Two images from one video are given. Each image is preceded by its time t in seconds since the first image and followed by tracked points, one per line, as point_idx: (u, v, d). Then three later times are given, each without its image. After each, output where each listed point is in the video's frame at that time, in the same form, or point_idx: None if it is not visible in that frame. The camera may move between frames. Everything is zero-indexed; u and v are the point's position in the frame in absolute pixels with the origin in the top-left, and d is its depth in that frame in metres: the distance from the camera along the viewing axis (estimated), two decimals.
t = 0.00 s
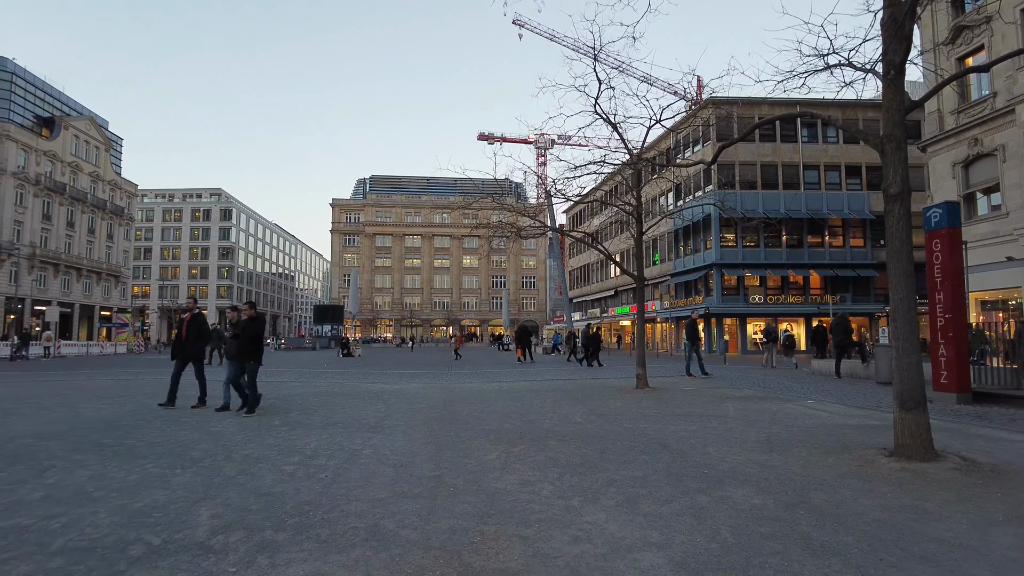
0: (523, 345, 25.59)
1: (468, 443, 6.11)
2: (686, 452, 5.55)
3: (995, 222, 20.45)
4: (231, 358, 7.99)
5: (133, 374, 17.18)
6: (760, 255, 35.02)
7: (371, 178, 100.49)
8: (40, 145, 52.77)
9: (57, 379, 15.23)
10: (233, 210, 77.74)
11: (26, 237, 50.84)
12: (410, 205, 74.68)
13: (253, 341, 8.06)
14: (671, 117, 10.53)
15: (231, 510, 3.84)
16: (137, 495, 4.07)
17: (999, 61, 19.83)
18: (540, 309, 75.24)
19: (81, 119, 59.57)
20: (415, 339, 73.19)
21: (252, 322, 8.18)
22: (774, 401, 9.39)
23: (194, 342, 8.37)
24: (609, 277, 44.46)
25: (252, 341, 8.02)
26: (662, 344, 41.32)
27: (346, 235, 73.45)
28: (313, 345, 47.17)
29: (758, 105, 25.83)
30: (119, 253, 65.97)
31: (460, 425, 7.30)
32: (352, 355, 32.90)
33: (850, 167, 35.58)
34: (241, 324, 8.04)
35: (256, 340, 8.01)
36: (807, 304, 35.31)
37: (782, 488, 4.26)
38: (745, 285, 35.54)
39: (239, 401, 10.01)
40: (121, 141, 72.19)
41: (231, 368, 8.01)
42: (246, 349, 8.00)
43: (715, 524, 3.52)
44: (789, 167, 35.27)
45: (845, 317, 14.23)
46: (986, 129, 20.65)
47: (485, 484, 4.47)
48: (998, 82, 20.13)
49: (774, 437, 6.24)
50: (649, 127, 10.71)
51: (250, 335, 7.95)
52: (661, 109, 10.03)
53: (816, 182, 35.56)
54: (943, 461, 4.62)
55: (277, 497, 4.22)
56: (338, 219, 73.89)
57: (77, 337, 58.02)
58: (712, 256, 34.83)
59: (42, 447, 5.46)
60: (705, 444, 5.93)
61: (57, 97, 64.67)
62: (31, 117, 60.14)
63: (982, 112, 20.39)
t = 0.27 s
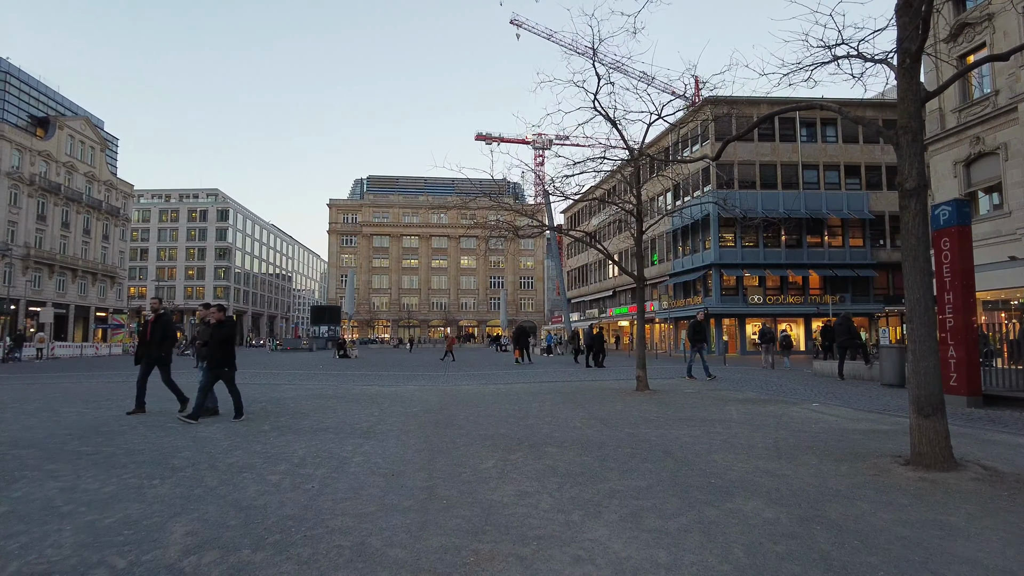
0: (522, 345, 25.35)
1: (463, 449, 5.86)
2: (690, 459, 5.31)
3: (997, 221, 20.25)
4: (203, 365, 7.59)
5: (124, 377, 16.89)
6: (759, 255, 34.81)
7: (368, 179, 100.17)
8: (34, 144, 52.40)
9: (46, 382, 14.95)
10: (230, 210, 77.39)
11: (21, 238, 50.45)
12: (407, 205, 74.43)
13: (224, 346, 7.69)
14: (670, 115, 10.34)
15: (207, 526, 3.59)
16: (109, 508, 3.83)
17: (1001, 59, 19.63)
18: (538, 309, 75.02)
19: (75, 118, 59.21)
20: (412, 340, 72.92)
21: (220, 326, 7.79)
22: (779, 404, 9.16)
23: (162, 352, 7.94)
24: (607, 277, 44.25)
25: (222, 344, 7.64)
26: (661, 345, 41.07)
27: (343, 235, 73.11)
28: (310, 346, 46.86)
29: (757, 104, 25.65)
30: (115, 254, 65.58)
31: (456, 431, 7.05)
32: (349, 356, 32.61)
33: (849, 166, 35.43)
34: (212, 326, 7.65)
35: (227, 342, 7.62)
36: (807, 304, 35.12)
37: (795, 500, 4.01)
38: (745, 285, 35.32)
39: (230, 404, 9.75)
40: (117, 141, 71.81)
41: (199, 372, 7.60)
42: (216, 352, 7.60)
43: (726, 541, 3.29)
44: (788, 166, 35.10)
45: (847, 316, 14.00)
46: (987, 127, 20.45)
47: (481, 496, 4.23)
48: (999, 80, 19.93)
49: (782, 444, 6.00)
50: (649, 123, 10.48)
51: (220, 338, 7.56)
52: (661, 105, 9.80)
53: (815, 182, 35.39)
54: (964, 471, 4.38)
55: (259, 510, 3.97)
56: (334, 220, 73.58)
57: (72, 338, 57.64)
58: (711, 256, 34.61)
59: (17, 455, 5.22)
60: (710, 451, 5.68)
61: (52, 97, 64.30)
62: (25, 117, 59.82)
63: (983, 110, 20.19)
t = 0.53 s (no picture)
0: (522, 345, 25.15)
1: (462, 452, 5.63)
2: (699, 463, 5.08)
3: (1002, 220, 20.03)
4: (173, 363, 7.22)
5: (120, 377, 16.68)
6: (761, 255, 34.59)
7: (368, 178, 99.97)
8: (32, 143, 52.17)
9: (39, 381, 14.74)
10: (229, 210, 77.14)
11: (18, 237, 50.21)
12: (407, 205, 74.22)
13: (193, 341, 7.32)
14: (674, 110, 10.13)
15: (187, 535, 3.36)
16: (84, 516, 3.60)
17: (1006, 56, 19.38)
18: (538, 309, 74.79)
19: (74, 117, 59.00)
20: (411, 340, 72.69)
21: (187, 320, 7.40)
22: (785, 405, 8.94)
23: (128, 353, 7.48)
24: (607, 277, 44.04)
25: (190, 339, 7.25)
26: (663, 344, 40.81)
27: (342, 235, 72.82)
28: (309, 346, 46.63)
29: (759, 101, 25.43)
30: (114, 253, 65.34)
31: (453, 432, 6.82)
32: (348, 356, 32.39)
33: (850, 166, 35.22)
34: (178, 321, 7.26)
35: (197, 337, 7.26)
36: (809, 304, 34.88)
37: (812, 508, 3.78)
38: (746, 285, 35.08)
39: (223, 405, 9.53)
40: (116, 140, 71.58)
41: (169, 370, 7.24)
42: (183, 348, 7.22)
43: (743, 553, 3.06)
44: (789, 165, 34.89)
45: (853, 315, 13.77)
46: (992, 125, 20.20)
47: (480, 501, 4.01)
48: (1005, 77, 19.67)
49: (793, 447, 5.78)
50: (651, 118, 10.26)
51: (189, 334, 7.18)
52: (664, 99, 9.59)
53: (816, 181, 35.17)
54: (989, 476, 4.15)
55: (245, 517, 3.74)
56: (334, 219, 73.33)
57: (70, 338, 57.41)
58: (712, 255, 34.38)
59: None
60: (718, 454, 5.46)
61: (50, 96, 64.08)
62: (23, 115, 59.59)
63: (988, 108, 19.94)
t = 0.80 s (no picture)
0: (523, 344, 24.85)
1: (461, 459, 5.35)
2: (711, 471, 4.80)
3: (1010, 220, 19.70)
4: (141, 364, 6.87)
5: (115, 376, 16.40)
6: (763, 254, 34.30)
7: (368, 178, 99.67)
8: (30, 141, 51.90)
9: (32, 381, 14.47)
10: (229, 209, 76.80)
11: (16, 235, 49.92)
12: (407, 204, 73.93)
13: (162, 341, 6.95)
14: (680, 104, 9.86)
15: (161, 553, 3.08)
16: (51, 532, 3.31)
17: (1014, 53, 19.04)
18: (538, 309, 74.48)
19: (72, 115, 58.73)
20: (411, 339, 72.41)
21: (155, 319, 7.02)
22: (795, 408, 8.64)
23: (93, 357, 7.11)
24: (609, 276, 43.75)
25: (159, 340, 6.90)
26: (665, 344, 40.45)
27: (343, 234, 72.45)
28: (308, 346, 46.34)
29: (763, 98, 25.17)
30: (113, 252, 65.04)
31: (451, 436, 6.54)
32: (347, 355, 32.10)
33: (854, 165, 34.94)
34: (146, 321, 6.89)
35: (167, 339, 6.90)
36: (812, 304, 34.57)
37: (839, 523, 3.50)
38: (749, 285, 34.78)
39: (215, 407, 9.23)
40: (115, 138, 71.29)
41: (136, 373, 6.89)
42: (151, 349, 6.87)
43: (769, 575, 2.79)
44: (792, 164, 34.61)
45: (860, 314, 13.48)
46: (1000, 123, 19.86)
47: (480, 514, 3.73)
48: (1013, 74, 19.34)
49: (809, 453, 5.50)
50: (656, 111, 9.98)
51: (159, 335, 6.83)
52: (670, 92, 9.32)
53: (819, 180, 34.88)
54: None
55: (226, 532, 3.45)
56: (334, 218, 72.98)
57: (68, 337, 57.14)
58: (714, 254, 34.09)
59: None
60: (732, 461, 5.18)
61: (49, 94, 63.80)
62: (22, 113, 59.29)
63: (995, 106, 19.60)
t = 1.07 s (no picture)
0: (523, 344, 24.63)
1: (459, 463, 5.13)
2: (722, 477, 4.58)
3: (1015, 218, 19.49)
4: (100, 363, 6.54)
5: (108, 377, 16.17)
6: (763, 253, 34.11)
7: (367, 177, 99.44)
8: (26, 140, 51.66)
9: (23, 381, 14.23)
10: (227, 207, 76.50)
11: (12, 234, 49.69)
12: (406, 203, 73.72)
13: (124, 341, 6.63)
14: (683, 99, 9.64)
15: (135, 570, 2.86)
16: (17, 547, 3.09)
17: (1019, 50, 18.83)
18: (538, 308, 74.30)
19: (69, 113, 58.51)
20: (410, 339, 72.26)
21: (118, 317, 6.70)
22: (802, 409, 8.43)
23: (52, 353, 6.81)
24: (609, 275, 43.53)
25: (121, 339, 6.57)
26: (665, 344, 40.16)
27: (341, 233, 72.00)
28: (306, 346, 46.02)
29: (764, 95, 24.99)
30: (110, 250, 64.70)
31: (449, 439, 6.31)
32: (344, 355, 31.86)
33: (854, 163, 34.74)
34: (108, 319, 6.57)
35: (129, 339, 6.58)
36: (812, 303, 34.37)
37: (862, 536, 3.28)
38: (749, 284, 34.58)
39: (207, 408, 8.99)
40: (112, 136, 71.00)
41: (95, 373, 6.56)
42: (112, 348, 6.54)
43: None
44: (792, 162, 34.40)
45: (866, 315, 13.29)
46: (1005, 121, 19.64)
47: (479, 525, 3.51)
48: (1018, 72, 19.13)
49: (821, 457, 5.28)
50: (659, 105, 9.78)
51: (120, 334, 6.51)
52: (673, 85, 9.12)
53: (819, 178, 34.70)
54: None
55: (208, 546, 3.23)
56: (332, 217, 72.67)
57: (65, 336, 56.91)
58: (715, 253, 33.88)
59: None
60: (742, 467, 4.96)
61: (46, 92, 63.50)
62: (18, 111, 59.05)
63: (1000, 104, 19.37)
